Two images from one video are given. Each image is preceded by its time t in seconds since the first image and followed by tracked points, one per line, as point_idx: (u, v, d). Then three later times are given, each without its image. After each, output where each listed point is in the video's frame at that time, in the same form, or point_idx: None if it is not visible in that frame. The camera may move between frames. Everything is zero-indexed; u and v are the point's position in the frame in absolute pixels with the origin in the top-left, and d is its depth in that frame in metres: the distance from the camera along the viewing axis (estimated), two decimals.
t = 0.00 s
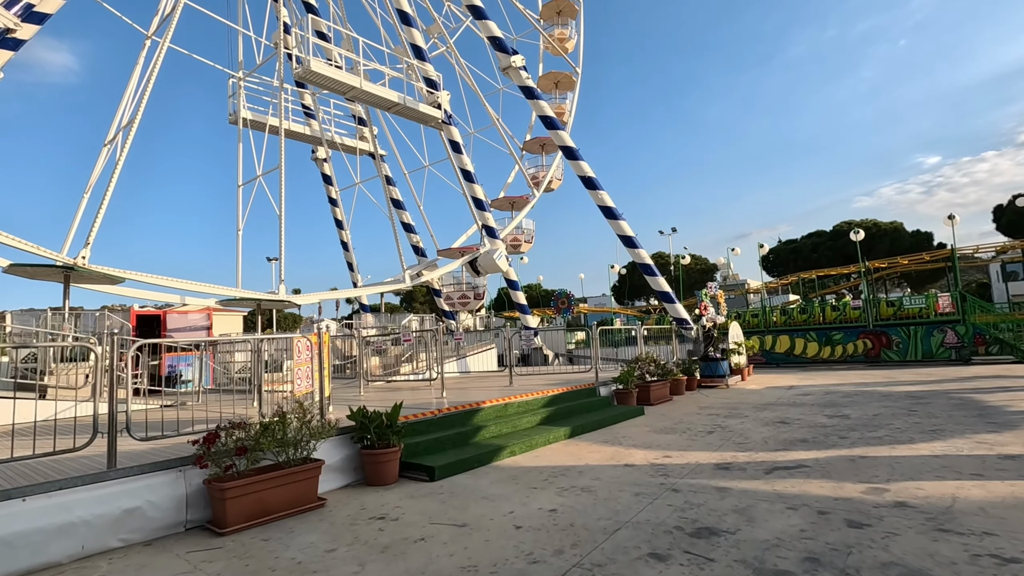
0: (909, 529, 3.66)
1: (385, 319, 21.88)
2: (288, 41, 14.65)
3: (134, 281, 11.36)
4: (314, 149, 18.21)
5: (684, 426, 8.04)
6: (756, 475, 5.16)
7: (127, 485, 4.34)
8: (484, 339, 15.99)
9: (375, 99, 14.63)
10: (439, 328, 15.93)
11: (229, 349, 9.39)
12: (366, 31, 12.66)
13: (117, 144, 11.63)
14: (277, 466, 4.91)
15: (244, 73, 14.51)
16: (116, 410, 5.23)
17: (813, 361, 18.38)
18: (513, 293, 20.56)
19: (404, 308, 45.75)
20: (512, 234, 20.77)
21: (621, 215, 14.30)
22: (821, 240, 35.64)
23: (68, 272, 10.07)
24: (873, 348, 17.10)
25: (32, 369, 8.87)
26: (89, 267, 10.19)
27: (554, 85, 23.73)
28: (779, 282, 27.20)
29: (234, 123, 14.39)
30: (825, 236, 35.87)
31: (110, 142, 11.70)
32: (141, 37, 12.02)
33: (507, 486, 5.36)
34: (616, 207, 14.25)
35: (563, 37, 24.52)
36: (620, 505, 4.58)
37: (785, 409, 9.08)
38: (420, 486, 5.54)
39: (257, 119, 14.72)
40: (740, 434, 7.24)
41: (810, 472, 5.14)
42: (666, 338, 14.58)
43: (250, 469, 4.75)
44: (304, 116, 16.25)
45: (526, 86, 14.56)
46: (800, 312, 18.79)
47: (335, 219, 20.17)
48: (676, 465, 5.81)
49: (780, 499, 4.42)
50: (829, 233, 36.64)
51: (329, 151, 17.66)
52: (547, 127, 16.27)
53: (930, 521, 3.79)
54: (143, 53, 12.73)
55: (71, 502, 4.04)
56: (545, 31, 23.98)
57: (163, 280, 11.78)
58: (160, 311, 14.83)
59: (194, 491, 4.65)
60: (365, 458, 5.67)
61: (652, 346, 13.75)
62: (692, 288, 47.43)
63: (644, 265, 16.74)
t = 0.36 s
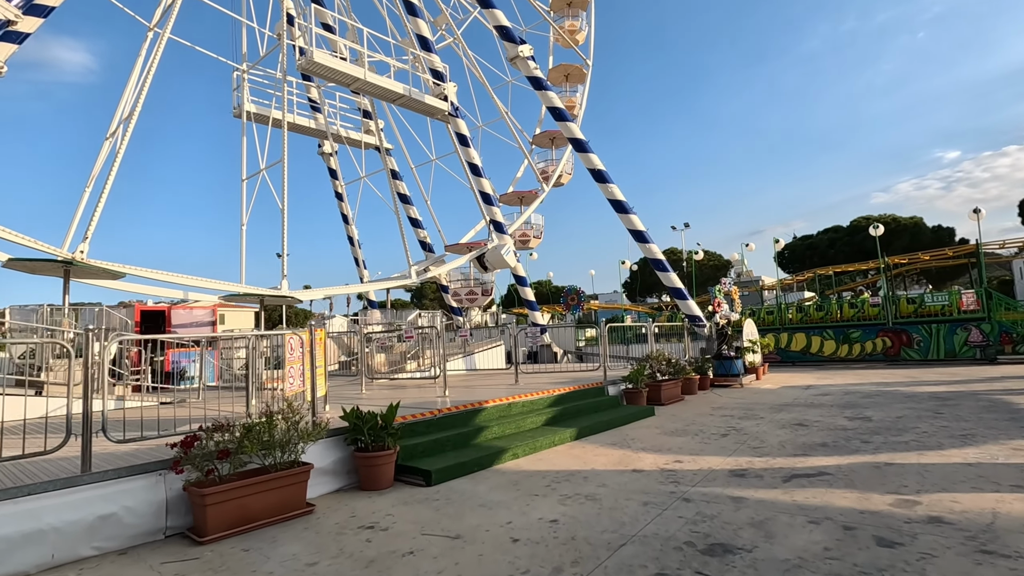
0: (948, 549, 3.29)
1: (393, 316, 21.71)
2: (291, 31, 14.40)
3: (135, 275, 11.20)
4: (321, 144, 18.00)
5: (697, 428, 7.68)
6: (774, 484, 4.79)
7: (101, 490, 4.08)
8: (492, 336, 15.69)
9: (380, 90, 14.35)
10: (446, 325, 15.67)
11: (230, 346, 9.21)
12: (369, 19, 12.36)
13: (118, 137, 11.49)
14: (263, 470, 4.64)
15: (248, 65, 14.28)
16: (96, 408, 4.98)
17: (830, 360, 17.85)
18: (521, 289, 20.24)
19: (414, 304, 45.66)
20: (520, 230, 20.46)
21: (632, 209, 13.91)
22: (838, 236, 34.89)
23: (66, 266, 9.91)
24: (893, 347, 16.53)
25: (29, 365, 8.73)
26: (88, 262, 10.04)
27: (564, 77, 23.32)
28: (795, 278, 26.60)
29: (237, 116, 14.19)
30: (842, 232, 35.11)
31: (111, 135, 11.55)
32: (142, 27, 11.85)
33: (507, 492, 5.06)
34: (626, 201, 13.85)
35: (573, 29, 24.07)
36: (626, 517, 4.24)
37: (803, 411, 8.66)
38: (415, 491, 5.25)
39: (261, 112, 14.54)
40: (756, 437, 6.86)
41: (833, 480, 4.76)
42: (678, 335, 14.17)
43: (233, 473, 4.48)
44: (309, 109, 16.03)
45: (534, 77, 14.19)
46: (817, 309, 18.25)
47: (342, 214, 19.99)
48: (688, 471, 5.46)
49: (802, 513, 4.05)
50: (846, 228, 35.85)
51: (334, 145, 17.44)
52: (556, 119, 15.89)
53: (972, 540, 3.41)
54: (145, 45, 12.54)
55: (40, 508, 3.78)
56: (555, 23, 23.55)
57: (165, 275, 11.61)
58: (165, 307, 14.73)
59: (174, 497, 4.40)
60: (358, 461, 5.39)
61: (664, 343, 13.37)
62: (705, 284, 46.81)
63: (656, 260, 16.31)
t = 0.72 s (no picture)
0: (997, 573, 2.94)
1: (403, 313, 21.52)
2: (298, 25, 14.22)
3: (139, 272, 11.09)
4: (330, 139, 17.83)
5: (713, 431, 7.34)
6: (797, 494, 4.46)
7: (82, 496, 3.88)
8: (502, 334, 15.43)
9: (388, 84, 14.12)
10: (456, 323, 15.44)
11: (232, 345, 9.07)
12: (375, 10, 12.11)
13: (123, 132, 11.39)
14: (254, 474, 4.42)
15: (255, 60, 14.13)
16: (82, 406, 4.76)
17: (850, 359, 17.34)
18: (532, 287, 19.94)
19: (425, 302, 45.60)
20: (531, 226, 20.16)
21: (645, 203, 13.54)
22: (857, 231, 34.10)
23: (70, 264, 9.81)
24: (917, 346, 15.98)
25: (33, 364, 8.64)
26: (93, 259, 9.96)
27: (576, 71, 22.95)
28: (813, 276, 25.98)
29: (245, 111, 14.07)
30: (861, 227, 34.31)
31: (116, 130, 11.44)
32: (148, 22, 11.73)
33: (511, 499, 4.79)
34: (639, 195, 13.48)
35: (585, 22, 23.68)
36: (637, 529, 3.94)
37: (826, 412, 8.27)
38: (415, 498, 4.99)
39: (268, 108, 14.40)
40: (776, 441, 6.51)
41: (861, 490, 4.41)
42: (692, 333, 13.79)
43: (221, 479, 4.26)
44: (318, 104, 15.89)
45: (544, 69, 13.88)
46: (837, 307, 17.73)
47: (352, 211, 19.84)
48: (704, 477, 5.13)
49: (829, 527, 3.71)
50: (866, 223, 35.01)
51: (343, 140, 17.28)
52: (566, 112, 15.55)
53: None
54: (152, 40, 12.43)
55: (16, 516, 3.58)
56: (567, 16, 23.18)
57: (171, 272, 11.50)
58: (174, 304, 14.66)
59: (160, 503, 4.19)
60: (356, 465, 5.16)
61: (678, 342, 13.00)
62: (719, 281, 46.15)
63: (670, 256, 15.91)
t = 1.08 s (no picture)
0: None
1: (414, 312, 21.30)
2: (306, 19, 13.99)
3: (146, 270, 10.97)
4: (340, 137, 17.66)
5: (734, 435, 6.93)
6: (830, 509, 4.06)
7: (56, 508, 3.62)
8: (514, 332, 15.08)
9: (397, 78, 13.85)
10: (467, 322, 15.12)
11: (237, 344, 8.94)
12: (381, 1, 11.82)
13: (129, 129, 11.26)
14: (243, 484, 4.15)
15: (263, 56, 13.96)
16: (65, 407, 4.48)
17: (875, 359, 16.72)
18: (545, 285, 19.57)
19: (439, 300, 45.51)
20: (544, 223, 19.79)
21: (660, 198, 13.11)
22: (881, 227, 33.18)
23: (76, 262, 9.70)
24: (947, 345, 15.32)
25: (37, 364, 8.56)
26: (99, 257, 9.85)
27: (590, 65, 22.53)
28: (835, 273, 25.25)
29: (253, 108, 13.90)
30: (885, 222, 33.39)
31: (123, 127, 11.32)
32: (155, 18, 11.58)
33: (517, 512, 4.45)
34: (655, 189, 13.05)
35: (599, 15, 23.24)
36: (653, 548, 3.58)
37: (855, 417, 7.80)
38: (415, 508, 4.68)
39: (276, 104, 14.22)
40: (802, 448, 6.09)
41: (902, 507, 4.00)
42: (710, 332, 13.33)
43: (205, 489, 4.00)
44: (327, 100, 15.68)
45: (556, 61, 13.52)
46: (861, 305, 17.12)
47: (363, 208, 19.66)
48: (726, 489, 4.75)
49: (870, 550, 3.32)
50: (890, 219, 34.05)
51: (352, 137, 17.07)
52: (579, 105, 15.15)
53: None
54: (159, 36, 12.28)
55: None
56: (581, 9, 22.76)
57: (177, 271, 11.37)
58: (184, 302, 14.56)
59: (141, 515, 3.94)
60: (353, 473, 4.87)
61: (695, 341, 12.56)
62: (737, 278, 45.37)
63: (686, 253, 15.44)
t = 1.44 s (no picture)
0: None
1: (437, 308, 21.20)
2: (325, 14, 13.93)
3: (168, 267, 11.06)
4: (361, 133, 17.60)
5: (763, 438, 6.54)
6: (870, 523, 3.69)
7: (48, 508, 3.51)
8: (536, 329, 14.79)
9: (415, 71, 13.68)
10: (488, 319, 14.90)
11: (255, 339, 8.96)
12: None
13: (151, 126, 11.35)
14: (241, 484, 3.99)
15: (282, 52, 13.95)
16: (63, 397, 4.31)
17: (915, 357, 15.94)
18: (568, 281, 19.22)
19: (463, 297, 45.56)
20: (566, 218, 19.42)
21: (686, 190, 12.65)
22: (921, 219, 31.83)
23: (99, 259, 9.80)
24: (995, 343, 14.47)
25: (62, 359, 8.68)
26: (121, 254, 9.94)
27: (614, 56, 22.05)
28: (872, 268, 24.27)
29: (273, 104, 13.91)
30: (926, 215, 32.02)
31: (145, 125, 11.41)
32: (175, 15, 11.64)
33: (526, 519, 4.19)
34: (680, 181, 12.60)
35: (624, 5, 22.72)
36: (670, 564, 3.28)
37: (895, 419, 7.31)
38: (420, 512, 4.47)
39: (296, 100, 14.21)
40: (838, 452, 5.67)
41: (951, 522, 3.60)
42: (739, 329, 12.83)
43: (200, 490, 3.85)
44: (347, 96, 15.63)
45: (577, 50, 13.18)
46: (900, 301, 16.34)
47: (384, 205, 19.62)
48: (753, 497, 4.40)
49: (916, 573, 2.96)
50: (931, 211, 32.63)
51: (373, 133, 17.00)
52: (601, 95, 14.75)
53: None
54: (179, 33, 12.33)
55: None
56: None
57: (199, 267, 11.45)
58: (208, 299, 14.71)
59: (136, 517, 3.82)
60: (357, 474, 4.68)
61: (722, 338, 12.10)
62: (768, 274, 44.21)
63: (713, 247, 14.92)
